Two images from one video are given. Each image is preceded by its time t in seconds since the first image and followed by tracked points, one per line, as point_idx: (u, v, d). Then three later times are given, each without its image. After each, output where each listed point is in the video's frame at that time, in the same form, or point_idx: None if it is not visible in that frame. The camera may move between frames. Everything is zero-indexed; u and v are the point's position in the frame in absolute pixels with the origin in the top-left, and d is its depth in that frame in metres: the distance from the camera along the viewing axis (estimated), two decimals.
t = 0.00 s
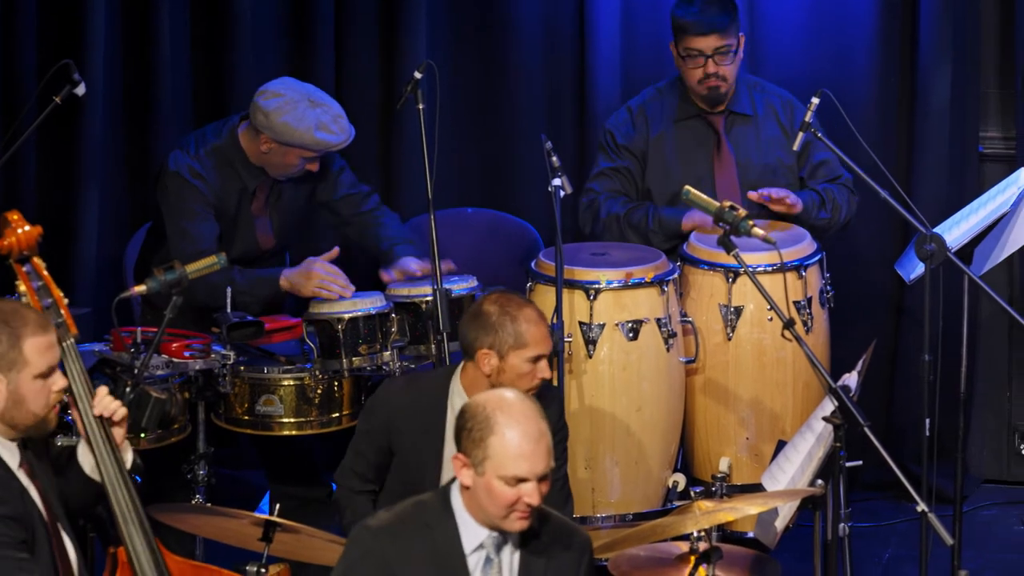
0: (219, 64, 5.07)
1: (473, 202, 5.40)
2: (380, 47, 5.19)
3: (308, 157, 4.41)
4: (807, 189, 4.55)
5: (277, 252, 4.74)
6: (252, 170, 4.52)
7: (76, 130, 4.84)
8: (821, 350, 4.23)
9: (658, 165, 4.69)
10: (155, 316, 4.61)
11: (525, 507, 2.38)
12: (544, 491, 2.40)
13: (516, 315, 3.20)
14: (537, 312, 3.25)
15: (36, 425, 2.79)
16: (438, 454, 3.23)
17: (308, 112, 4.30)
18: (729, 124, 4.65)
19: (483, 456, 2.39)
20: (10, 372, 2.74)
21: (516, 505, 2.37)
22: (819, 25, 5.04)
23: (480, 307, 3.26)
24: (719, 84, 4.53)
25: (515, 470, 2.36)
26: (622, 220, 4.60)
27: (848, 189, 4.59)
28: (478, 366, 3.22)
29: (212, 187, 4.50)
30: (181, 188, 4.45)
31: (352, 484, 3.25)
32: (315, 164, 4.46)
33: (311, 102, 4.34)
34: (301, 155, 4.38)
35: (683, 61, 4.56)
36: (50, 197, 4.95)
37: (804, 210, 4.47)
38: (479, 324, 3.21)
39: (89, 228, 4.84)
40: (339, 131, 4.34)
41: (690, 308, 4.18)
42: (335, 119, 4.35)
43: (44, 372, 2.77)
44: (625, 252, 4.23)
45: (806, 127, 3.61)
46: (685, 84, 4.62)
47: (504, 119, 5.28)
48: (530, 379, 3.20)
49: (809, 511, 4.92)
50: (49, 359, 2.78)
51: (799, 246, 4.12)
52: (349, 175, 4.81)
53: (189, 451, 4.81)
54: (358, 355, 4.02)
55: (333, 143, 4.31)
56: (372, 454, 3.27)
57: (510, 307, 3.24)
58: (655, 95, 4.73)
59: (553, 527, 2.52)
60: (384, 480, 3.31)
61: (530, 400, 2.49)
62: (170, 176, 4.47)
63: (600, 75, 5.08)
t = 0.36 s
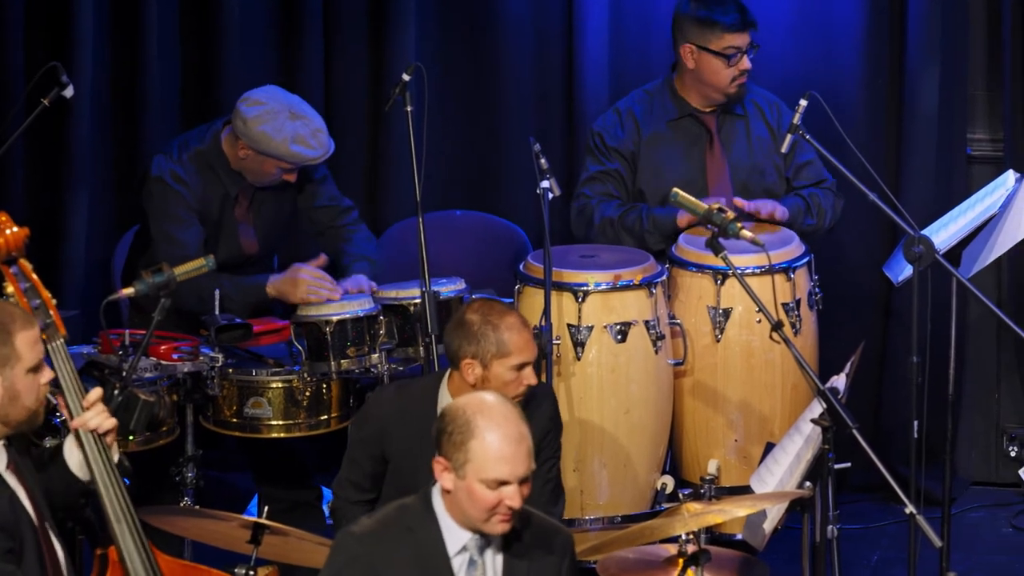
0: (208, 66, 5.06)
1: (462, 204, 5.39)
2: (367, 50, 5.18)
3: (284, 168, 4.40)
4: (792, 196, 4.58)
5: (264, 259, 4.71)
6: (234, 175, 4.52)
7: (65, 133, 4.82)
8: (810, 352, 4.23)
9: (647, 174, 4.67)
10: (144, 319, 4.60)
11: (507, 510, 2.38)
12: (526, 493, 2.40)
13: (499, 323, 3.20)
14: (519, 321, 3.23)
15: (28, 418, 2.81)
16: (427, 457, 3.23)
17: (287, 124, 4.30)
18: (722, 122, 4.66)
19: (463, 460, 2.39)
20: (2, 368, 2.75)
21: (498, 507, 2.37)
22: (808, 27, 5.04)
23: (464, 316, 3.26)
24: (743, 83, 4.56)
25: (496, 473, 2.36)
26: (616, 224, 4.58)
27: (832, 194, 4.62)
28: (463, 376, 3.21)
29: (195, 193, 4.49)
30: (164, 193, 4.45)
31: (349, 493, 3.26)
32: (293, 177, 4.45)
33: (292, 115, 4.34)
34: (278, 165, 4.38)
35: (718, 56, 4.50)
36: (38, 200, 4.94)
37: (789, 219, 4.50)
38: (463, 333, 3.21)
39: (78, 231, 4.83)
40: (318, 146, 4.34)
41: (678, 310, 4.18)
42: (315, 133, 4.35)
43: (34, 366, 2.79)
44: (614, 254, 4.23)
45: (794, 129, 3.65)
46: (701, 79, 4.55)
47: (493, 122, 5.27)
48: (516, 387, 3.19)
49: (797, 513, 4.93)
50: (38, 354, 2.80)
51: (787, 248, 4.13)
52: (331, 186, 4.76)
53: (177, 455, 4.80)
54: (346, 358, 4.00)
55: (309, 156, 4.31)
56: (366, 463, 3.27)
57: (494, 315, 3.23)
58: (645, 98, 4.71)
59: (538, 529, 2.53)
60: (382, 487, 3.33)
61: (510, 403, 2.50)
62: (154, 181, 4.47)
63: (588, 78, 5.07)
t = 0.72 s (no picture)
0: (194, 77, 5.06)
1: (447, 214, 5.39)
2: (351, 61, 5.17)
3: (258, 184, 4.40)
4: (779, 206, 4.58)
5: (248, 270, 4.70)
6: (211, 188, 4.51)
7: (50, 143, 4.81)
8: (795, 362, 4.24)
9: (639, 177, 4.67)
10: (129, 330, 4.58)
11: (493, 525, 2.37)
12: (512, 508, 2.39)
13: (477, 327, 3.21)
14: (499, 325, 3.24)
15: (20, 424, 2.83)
16: (413, 468, 3.22)
17: (259, 139, 4.30)
18: (716, 133, 4.68)
19: (450, 475, 2.37)
20: None
21: (485, 523, 2.36)
22: (794, 36, 5.04)
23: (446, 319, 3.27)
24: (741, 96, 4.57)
25: (483, 489, 2.35)
26: (599, 232, 4.59)
27: (821, 207, 4.62)
28: (443, 380, 3.22)
29: (175, 207, 4.48)
30: (144, 208, 4.43)
31: (335, 503, 3.26)
32: (267, 191, 4.44)
33: (264, 130, 4.34)
34: (251, 180, 4.37)
35: (719, 69, 4.50)
36: (23, 210, 4.92)
37: (776, 226, 4.51)
38: (444, 334, 3.24)
39: (63, 241, 4.82)
40: (290, 162, 4.34)
41: (664, 320, 4.19)
42: (288, 149, 4.35)
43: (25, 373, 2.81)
44: (599, 264, 4.24)
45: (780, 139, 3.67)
46: (700, 90, 4.56)
47: (479, 132, 5.27)
48: (493, 392, 3.19)
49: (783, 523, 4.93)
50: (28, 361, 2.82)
51: (773, 258, 4.13)
52: (315, 195, 4.83)
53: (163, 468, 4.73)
54: (331, 368, 4.01)
55: (281, 172, 4.31)
56: (352, 473, 3.27)
57: (475, 318, 3.25)
58: (640, 107, 4.71)
59: (526, 539, 2.52)
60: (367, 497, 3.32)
61: (496, 416, 2.48)
62: (133, 196, 4.45)
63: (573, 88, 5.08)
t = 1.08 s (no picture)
0: (178, 92, 5.05)
1: (431, 229, 5.39)
2: (335, 77, 5.18)
3: (243, 202, 4.39)
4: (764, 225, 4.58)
5: (231, 287, 4.69)
6: (196, 206, 4.50)
7: (33, 159, 4.80)
8: (779, 378, 4.24)
9: (630, 185, 4.68)
10: (112, 346, 4.56)
11: (474, 537, 2.40)
12: (494, 520, 2.42)
13: (423, 347, 3.18)
14: (446, 347, 3.19)
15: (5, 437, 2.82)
16: (397, 484, 3.21)
17: (243, 158, 4.30)
18: (705, 149, 4.69)
19: (432, 486, 2.40)
20: None
21: (466, 535, 2.39)
22: (777, 53, 5.05)
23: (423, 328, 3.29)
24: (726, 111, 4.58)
25: (465, 500, 2.38)
26: (589, 247, 4.59)
27: (807, 226, 4.62)
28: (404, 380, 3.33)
29: (160, 222, 4.47)
30: (129, 222, 4.43)
31: (330, 516, 3.23)
32: (251, 212, 4.44)
33: (249, 149, 4.33)
34: (235, 200, 4.37)
35: (705, 84, 4.52)
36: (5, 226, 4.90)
37: (761, 245, 4.50)
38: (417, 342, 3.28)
39: (46, 257, 4.80)
40: (273, 181, 4.33)
41: (648, 336, 4.19)
42: (272, 168, 4.34)
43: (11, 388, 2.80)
44: (583, 279, 4.25)
45: (764, 155, 3.75)
46: (687, 106, 4.57)
47: (463, 148, 5.28)
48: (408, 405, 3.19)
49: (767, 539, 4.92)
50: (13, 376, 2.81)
51: (756, 274, 4.14)
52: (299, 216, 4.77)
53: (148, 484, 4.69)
54: (315, 385, 3.99)
55: (264, 191, 4.30)
56: (345, 484, 3.25)
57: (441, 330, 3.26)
58: (630, 122, 4.73)
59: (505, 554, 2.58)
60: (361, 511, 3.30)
61: (478, 428, 2.51)
62: (118, 212, 4.44)
63: (557, 105, 5.09)
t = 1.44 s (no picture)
0: (163, 105, 5.05)
1: (416, 242, 5.39)
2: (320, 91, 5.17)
3: (224, 198, 4.38)
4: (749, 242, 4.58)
5: (218, 299, 4.68)
6: (185, 217, 4.50)
7: (16, 171, 4.78)
8: (763, 391, 4.24)
9: (618, 200, 4.70)
10: (96, 359, 4.54)
11: (459, 547, 2.40)
12: (478, 530, 2.42)
13: (395, 360, 3.19)
14: (417, 357, 3.20)
15: None
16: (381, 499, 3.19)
17: (223, 145, 4.34)
18: (692, 164, 4.68)
19: (415, 497, 2.39)
20: None
21: (452, 545, 2.39)
22: (761, 66, 5.07)
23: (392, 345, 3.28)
24: (669, 127, 4.58)
25: (450, 509, 2.37)
26: (577, 256, 4.61)
27: (794, 243, 4.60)
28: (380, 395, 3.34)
29: (147, 235, 4.46)
30: (117, 235, 4.40)
31: (304, 528, 3.24)
32: (229, 213, 4.42)
33: (232, 139, 4.38)
34: (213, 193, 4.36)
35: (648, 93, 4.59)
36: None
37: (743, 262, 4.51)
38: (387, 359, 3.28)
39: (30, 270, 4.79)
40: (251, 172, 4.34)
41: (632, 349, 4.19)
42: (252, 161, 4.36)
43: None
44: (567, 292, 4.25)
45: (748, 167, 3.78)
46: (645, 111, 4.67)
47: (448, 160, 5.28)
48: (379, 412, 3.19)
49: (751, 552, 4.93)
50: None
51: (741, 287, 4.16)
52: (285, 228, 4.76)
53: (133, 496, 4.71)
54: (300, 398, 3.98)
55: (239, 179, 4.31)
56: (319, 496, 3.26)
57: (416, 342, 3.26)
58: (621, 134, 4.74)
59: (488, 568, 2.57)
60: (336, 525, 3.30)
61: (461, 439, 2.50)
62: (106, 223, 4.41)
63: (542, 118, 5.10)
